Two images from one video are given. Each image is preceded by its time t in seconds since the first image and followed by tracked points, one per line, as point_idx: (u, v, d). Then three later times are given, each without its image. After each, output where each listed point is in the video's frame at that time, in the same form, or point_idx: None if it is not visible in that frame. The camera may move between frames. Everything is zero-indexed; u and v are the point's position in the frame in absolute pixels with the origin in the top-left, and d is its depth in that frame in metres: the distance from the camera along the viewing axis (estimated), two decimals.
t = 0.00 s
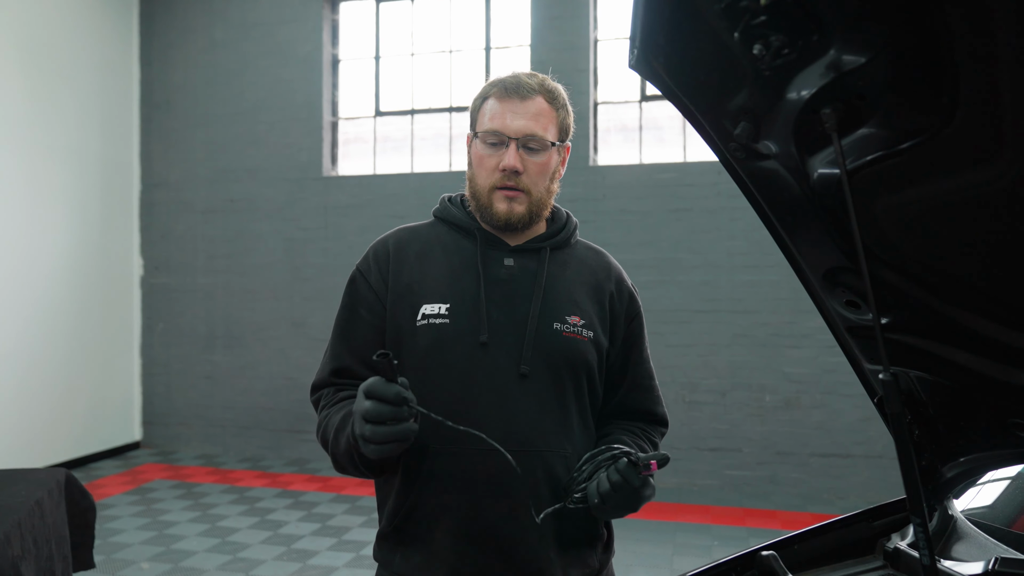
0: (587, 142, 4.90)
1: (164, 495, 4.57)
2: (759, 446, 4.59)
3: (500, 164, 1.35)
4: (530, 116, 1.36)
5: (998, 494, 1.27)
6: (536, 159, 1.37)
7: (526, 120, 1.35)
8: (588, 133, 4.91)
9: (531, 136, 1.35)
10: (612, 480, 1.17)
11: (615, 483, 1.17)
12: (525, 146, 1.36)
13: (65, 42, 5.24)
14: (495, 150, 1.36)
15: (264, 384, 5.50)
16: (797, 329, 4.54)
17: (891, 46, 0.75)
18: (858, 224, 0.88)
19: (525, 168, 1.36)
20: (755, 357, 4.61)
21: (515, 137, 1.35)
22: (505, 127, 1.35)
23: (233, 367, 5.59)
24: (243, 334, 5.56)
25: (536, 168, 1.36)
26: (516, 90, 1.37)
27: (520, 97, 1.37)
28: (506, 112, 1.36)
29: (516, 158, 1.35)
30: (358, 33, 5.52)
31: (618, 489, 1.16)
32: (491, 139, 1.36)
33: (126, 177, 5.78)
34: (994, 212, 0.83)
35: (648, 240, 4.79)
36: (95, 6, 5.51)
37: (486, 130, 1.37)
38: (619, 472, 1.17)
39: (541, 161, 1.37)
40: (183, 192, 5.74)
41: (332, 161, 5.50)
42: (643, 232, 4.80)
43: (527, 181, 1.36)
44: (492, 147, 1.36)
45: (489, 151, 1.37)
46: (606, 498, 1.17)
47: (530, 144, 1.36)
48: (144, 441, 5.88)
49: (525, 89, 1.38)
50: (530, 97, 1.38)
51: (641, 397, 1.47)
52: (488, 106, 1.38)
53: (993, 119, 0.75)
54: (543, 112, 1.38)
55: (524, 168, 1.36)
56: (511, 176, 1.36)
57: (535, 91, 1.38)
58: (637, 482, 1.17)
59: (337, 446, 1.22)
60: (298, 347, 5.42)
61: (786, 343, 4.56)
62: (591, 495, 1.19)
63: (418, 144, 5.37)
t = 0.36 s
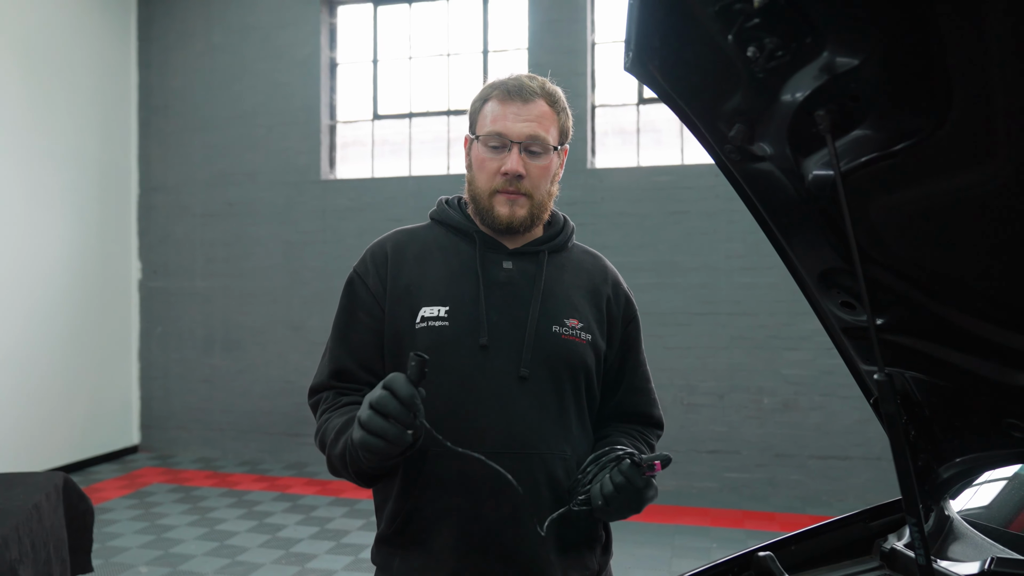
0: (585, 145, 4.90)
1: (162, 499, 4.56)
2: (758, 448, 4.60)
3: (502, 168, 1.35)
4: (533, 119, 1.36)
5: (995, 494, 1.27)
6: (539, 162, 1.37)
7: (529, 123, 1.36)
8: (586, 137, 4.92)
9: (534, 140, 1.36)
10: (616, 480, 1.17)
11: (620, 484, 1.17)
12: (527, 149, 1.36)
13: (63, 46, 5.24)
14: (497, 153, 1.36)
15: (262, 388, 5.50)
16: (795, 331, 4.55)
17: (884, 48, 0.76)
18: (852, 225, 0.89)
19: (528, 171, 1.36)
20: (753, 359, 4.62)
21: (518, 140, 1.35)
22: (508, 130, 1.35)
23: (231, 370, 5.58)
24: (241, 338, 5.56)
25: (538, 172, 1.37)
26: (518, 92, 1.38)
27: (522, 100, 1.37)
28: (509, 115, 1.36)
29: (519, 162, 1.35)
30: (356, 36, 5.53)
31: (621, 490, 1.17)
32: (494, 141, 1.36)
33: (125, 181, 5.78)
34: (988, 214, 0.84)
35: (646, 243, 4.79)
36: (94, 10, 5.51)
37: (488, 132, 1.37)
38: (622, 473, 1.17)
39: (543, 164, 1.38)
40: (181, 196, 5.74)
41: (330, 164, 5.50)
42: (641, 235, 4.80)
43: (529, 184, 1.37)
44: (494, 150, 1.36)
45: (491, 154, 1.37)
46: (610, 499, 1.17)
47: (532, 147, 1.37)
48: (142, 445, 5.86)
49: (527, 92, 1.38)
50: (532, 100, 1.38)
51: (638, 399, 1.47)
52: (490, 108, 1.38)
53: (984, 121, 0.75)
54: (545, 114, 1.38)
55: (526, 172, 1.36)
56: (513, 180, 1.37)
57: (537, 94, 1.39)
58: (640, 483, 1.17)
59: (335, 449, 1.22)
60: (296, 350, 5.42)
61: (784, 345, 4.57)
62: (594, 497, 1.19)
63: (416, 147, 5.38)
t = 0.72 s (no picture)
0: (584, 147, 4.92)
1: (161, 501, 4.56)
2: (756, 450, 4.60)
3: (518, 177, 1.35)
4: (548, 128, 1.37)
5: (993, 495, 1.27)
6: (552, 172, 1.39)
7: (545, 132, 1.36)
8: (584, 138, 4.92)
9: (549, 149, 1.37)
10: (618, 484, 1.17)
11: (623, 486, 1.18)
12: (542, 158, 1.37)
13: (61, 48, 5.25)
14: (513, 161, 1.36)
15: (261, 390, 5.50)
16: (794, 333, 4.55)
17: (879, 50, 0.76)
18: (849, 225, 0.89)
19: (542, 181, 1.37)
20: (752, 360, 4.62)
21: (535, 149, 1.36)
22: (525, 139, 1.35)
23: (230, 373, 5.58)
24: (240, 340, 5.56)
25: (552, 181, 1.39)
26: (532, 99, 1.37)
27: (537, 107, 1.37)
28: (524, 123, 1.36)
29: (536, 172, 1.36)
30: (355, 38, 5.53)
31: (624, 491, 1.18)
32: (510, 149, 1.36)
33: (123, 183, 5.78)
34: (984, 212, 0.84)
35: (644, 245, 4.80)
36: (93, 14, 5.52)
37: (505, 139, 1.36)
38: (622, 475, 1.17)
39: (555, 173, 1.39)
40: (180, 198, 5.74)
41: (329, 166, 5.50)
42: (640, 236, 4.81)
43: (543, 193, 1.38)
44: (509, 158, 1.36)
45: (506, 162, 1.36)
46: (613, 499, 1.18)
47: (547, 156, 1.38)
48: (141, 448, 5.86)
49: (542, 99, 1.38)
50: (546, 108, 1.38)
51: (636, 399, 1.48)
52: (505, 115, 1.37)
53: (979, 122, 0.76)
54: (557, 121, 1.39)
55: (542, 181, 1.37)
56: (528, 188, 1.37)
57: (550, 101, 1.39)
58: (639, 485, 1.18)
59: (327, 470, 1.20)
60: (295, 352, 5.42)
61: (782, 346, 4.57)
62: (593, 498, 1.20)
63: (415, 149, 5.38)
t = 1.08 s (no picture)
0: (583, 148, 4.92)
1: (161, 503, 4.55)
2: (756, 450, 4.60)
3: (519, 179, 1.35)
4: (548, 130, 1.37)
5: (992, 495, 1.27)
6: (551, 174, 1.39)
7: (546, 135, 1.36)
8: (583, 139, 4.92)
9: (551, 151, 1.37)
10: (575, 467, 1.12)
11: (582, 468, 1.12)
12: (543, 161, 1.37)
13: (60, 49, 5.24)
14: (513, 163, 1.36)
15: (260, 391, 5.49)
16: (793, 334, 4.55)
17: (877, 48, 0.76)
18: (847, 224, 0.89)
19: (543, 183, 1.38)
20: (751, 361, 4.62)
21: (536, 152, 1.35)
22: (526, 142, 1.35)
23: (230, 374, 5.58)
24: (240, 341, 5.56)
25: (552, 183, 1.39)
26: (533, 101, 1.37)
27: (537, 110, 1.37)
28: (525, 125, 1.36)
29: (536, 174, 1.36)
30: (354, 40, 5.54)
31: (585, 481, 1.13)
32: (511, 152, 1.35)
33: (123, 184, 5.78)
34: (982, 211, 0.84)
35: (643, 246, 4.80)
36: (92, 15, 5.53)
37: (506, 142, 1.35)
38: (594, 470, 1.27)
39: (556, 175, 1.39)
40: (179, 199, 5.74)
41: (329, 167, 5.51)
42: (639, 237, 4.81)
43: (543, 196, 1.38)
44: (509, 160, 1.35)
45: (507, 164, 1.36)
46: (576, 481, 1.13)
47: (547, 158, 1.37)
48: (140, 449, 5.85)
49: (542, 102, 1.38)
50: (546, 110, 1.38)
51: (632, 399, 1.48)
52: (506, 117, 1.37)
53: (976, 121, 0.76)
54: (556, 124, 1.39)
55: (542, 184, 1.37)
56: (528, 190, 1.37)
57: (549, 103, 1.39)
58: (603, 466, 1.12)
59: (397, 488, 1.20)
60: (294, 353, 5.42)
61: (782, 347, 4.57)
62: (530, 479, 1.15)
63: (414, 151, 5.38)
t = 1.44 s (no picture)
0: (583, 148, 4.92)
1: (160, 503, 4.55)
2: (756, 451, 4.60)
3: (536, 184, 1.36)
4: (559, 136, 1.39)
5: (991, 494, 1.28)
6: (560, 180, 1.41)
7: (559, 140, 1.38)
8: (582, 140, 4.93)
9: (562, 158, 1.39)
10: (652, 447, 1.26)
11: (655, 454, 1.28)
12: (555, 167, 1.39)
13: (59, 50, 5.24)
14: (529, 169, 1.36)
15: (260, 392, 5.49)
16: (793, 334, 4.55)
17: (875, 46, 0.76)
18: (845, 223, 0.89)
19: (554, 188, 1.39)
20: (751, 362, 4.62)
21: (552, 158, 1.37)
22: (542, 147, 1.36)
23: (229, 374, 5.58)
24: (239, 342, 5.56)
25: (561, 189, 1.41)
26: (545, 107, 1.39)
27: (549, 116, 1.38)
28: (539, 130, 1.37)
29: (551, 180, 1.37)
30: (353, 41, 5.54)
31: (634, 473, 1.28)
32: (527, 157, 1.35)
33: (123, 185, 5.78)
34: (980, 208, 0.84)
35: (643, 246, 4.81)
36: (92, 16, 5.53)
37: (523, 146, 1.35)
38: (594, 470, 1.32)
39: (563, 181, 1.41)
40: (179, 200, 5.74)
41: (329, 168, 5.51)
42: (639, 238, 4.81)
43: (554, 201, 1.40)
44: (525, 164, 1.36)
45: (522, 169, 1.36)
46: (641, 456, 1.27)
47: (558, 165, 1.39)
48: (139, 450, 5.85)
49: (552, 108, 1.40)
50: (556, 117, 1.40)
51: (630, 398, 1.48)
52: (520, 122, 1.37)
53: (974, 119, 0.76)
54: (564, 130, 1.41)
55: (555, 189, 1.39)
56: (541, 196, 1.38)
57: (558, 110, 1.41)
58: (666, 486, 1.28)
59: (382, 481, 1.20)
60: (294, 354, 5.42)
61: (782, 347, 4.57)
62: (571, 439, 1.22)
63: (414, 151, 5.39)
